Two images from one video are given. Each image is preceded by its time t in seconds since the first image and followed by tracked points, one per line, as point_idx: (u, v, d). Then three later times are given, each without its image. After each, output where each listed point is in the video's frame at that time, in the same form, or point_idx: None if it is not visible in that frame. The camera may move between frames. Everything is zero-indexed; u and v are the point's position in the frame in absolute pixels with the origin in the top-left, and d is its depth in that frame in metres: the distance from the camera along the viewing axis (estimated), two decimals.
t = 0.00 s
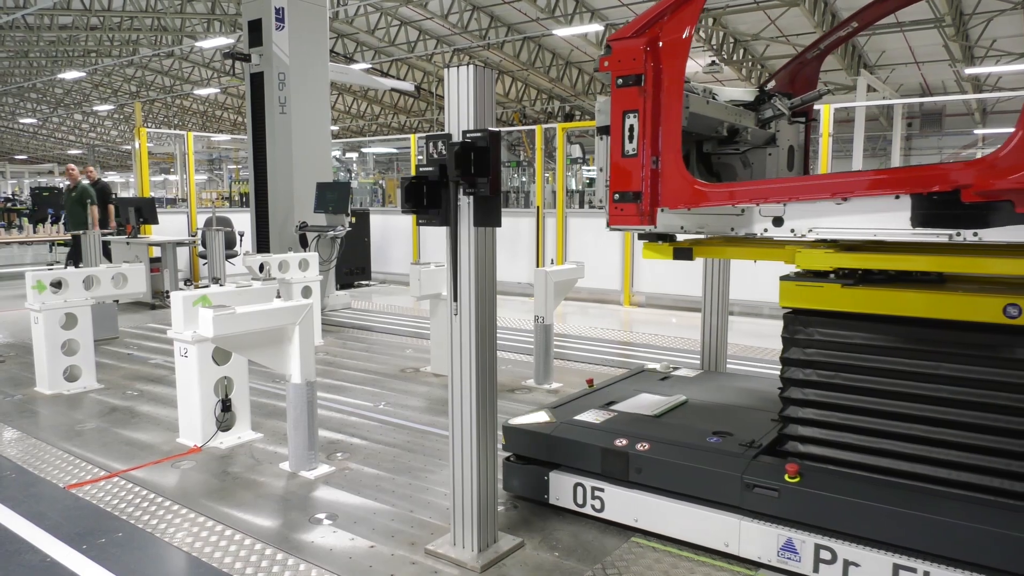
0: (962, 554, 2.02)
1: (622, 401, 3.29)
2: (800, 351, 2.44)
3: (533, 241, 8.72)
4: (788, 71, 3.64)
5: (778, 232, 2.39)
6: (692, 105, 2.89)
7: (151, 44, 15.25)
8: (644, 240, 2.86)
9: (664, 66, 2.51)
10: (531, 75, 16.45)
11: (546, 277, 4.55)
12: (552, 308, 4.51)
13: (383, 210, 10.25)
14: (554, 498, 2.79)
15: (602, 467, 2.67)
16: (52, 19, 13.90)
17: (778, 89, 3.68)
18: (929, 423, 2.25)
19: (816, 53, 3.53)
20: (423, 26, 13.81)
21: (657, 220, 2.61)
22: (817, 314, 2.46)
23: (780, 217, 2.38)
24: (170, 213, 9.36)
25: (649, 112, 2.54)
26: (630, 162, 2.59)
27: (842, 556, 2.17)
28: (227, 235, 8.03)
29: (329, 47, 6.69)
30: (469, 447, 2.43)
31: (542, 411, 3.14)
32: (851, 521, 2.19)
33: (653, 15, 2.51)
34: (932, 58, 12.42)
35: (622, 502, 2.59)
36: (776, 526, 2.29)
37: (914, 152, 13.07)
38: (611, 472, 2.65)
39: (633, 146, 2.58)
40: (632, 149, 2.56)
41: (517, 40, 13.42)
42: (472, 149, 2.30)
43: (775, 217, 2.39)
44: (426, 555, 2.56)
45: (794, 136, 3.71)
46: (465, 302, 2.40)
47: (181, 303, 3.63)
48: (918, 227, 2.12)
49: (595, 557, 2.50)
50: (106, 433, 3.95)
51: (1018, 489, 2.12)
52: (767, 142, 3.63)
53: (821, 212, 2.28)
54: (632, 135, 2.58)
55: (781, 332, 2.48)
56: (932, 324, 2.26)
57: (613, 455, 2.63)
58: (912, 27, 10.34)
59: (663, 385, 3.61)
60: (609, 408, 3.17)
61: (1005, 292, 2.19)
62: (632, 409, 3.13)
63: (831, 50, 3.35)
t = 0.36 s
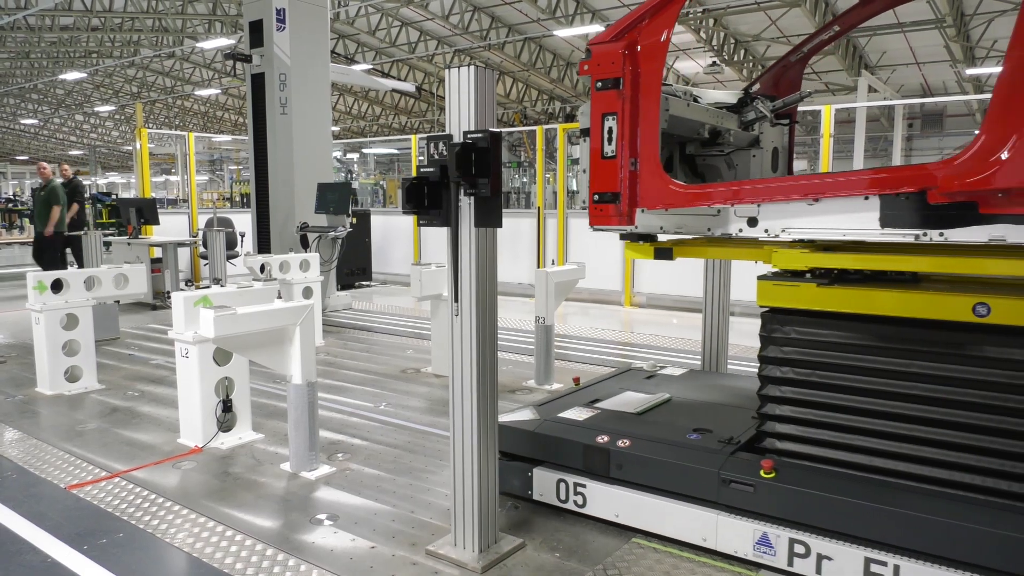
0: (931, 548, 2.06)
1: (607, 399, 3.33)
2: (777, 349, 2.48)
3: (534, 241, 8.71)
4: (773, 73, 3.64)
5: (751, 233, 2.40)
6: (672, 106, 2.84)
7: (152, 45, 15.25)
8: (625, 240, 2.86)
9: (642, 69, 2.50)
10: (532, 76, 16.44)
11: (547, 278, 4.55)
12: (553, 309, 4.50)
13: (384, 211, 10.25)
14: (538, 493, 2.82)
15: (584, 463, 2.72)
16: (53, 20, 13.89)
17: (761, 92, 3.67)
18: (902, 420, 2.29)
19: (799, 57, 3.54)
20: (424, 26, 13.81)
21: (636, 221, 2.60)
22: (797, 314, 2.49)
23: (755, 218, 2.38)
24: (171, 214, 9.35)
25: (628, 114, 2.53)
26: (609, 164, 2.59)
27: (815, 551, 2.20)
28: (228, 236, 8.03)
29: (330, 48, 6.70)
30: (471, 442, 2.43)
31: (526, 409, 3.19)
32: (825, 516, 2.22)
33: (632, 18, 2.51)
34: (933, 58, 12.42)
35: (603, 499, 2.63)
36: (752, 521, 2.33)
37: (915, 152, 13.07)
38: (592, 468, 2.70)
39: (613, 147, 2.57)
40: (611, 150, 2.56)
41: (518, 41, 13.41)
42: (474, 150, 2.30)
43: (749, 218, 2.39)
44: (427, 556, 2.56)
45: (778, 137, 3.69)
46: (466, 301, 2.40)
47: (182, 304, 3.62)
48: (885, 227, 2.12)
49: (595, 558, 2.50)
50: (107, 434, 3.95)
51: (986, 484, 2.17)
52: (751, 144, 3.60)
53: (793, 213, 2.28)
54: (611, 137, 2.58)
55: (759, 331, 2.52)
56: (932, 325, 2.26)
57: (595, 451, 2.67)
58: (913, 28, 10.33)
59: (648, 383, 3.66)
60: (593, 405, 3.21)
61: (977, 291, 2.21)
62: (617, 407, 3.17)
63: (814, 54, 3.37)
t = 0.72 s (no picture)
0: (906, 544, 2.10)
1: (594, 397, 3.36)
2: (757, 348, 2.51)
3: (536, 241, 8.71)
4: (760, 75, 3.65)
5: (732, 233, 2.39)
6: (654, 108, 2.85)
7: (153, 45, 15.26)
8: (611, 240, 2.88)
9: (625, 72, 2.50)
10: (533, 77, 16.43)
11: (548, 278, 4.54)
12: (554, 309, 4.50)
13: (385, 211, 10.25)
14: (525, 490, 2.87)
15: (569, 460, 2.76)
16: (55, 21, 13.90)
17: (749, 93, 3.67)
18: (880, 417, 2.32)
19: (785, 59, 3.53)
20: (426, 27, 13.83)
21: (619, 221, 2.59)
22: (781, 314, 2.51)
23: (735, 219, 2.37)
24: (172, 215, 9.35)
25: (611, 116, 2.53)
26: (592, 165, 2.60)
27: (794, 546, 2.24)
28: (229, 236, 8.03)
29: (332, 49, 6.70)
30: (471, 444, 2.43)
31: (515, 407, 3.22)
32: (803, 511, 2.26)
33: (615, 21, 2.50)
34: (935, 59, 12.40)
35: (588, 495, 2.67)
36: (733, 516, 2.37)
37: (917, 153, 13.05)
38: (577, 464, 2.74)
39: (596, 149, 2.58)
40: (594, 152, 2.56)
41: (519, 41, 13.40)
42: (475, 150, 2.30)
43: (729, 219, 2.39)
44: (429, 557, 2.55)
45: (765, 138, 3.71)
46: (468, 304, 2.40)
47: (183, 305, 3.60)
48: (861, 227, 2.12)
49: (596, 559, 2.50)
50: (109, 434, 3.95)
51: (962, 481, 2.20)
52: (738, 144, 3.60)
53: (771, 214, 2.28)
54: (594, 138, 2.58)
55: (741, 330, 2.54)
56: (933, 325, 2.26)
57: (581, 448, 2.72)
58: (915, 28, 10.32)
59: (637, 381, 3.69)
60: (580, 403, 3.25)
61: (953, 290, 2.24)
62: (603, 404, 3.21)
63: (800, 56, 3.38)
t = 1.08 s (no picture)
0: (885, 540, 2.10)
1: (581, 396, 3.40)
2: (739, 347, 2.52)
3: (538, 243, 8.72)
4: (746, 77, 3.62)
5: (711, 235, 2.42)
6: (640, 111, 2.90)
7: (156, 47, 15.30)
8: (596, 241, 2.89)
9: (607, 77, 2.51)
10: (535, 78, 16.43)
11: (551, 279, 4.53)
12: (556, 310, 4.51)
13: (387, 213, 10.26)
14: (512, 487, 2.90)
15: (555, 459, 2.79)
16: (58, 22, 13.92)
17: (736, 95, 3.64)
18: (860, 416, 2.32)
19: (772, 60, 3.53)
20: (428, 28, 13.85)
21: (602, 222, 2.60)
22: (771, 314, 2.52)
23: (715, 221, 2.41)
24: (174, 216, 9.37)
25: (594, 119, 2.54)
26: (574, 168, 2.60)
27: (773, 542, 2.25)
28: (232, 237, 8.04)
29: (333, 50, 6.71)
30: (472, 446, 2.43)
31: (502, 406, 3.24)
32: (783, 508, 2.27)
33: (598, 26, 2.51)
34: (937, 60, 12.37)
35: (573, 492, 2.70)
36: (714, 513, 2.38)
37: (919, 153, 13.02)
38: (563, 461, 2.77)
39: (579, 152, 2.59)
40: (577, 155, 2.57)
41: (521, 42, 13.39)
42: (477, 152, 2.30)
43: (709, 220, 2.41)
44: (431, 558, 2.55)
45: (752, 141, 3.78)
46: (469, 305, 2.41)
47: (185, 306, 3.61)
48: (835, 230, 2.14)
49: (598, 561, 2.50)
50: (111, 435, 3.96)
51: (942, 479, 2.20)
52: (725, 147, 3.62)
53: (750, 216, 2.31)
54: (577, 141, 2.59)
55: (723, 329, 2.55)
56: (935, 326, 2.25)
57: (565, 447, 2.74)
58: (917, 30, 10.31)
59: (624, 380, 3.73)
60: (568, 401, 3.29)
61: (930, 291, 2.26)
62: (589, 403, 3.24)
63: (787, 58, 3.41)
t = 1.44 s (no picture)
0: (862, 536, 2.15)
1: (570, 395, 3.43)
2: (723, 347, 2.58)
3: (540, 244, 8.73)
4: (734, 81, 3.64)
5: (693, 236, 2.42)
6: (627, 114, 2.92)
7: (159, 48, 15.35)
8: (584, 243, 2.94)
9: (591, 80, 2.52)
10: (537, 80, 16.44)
11: (553, 281, 4.55)
12: (558, 312, 4.51)
13: (389, 214, 10.29)
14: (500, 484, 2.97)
15: (542, 456, 2.83)
16: (62, 24, 13.96)
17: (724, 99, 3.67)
18: (841, 413, 2.38)
19: (758, 65, 3.56)
20: (430, 30, 13.88)
21: (586, 223, 2.59)
22: (765, 314, 2.53)
23: (696, 221, 2.41)
24: (178, 218, 9.39)
25: (578, 122, 2.55)
26: (559, 170, 2.59)
27: (753, 538, 2.32)
28: (235, 239, 8.07)
29: (337, 52, 6.72)
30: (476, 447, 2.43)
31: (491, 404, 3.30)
32: (763, 505, 2.32)
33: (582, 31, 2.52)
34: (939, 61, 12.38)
35: (560, 489, 2.76)
36: (695, 509, 2.44)
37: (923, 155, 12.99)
38: (551, 460, 2.80)
39: (563, 154, 2.58)
40: (561, 157, 2.56)
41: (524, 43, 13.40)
42: (480, 153, 2.28)
43: (691, 221, 2.42)
44: (433, 559, 2.55)
45: (740, 142, 3.81)
46: (473, 306, 2.41)
47: (188, 307, 3.62)
48: (812, 231, 2.15)
49: (601, 563, 2.49)
50: (114, 436, 3.97)
51: (920, 476, 2.25)
52: (713, 149, 3.65)
53: (730, 217, 2.31)
54: (561, 144, 2.58)
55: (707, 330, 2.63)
56: (939, 329, 2.25)
57: (552, 444, 2.78)
58: (920, 32, 10.28)
59: (614, 380, 3.76)
60: (556, 400, 3.32)
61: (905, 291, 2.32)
62: (577, 402, 3.28)
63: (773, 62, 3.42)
